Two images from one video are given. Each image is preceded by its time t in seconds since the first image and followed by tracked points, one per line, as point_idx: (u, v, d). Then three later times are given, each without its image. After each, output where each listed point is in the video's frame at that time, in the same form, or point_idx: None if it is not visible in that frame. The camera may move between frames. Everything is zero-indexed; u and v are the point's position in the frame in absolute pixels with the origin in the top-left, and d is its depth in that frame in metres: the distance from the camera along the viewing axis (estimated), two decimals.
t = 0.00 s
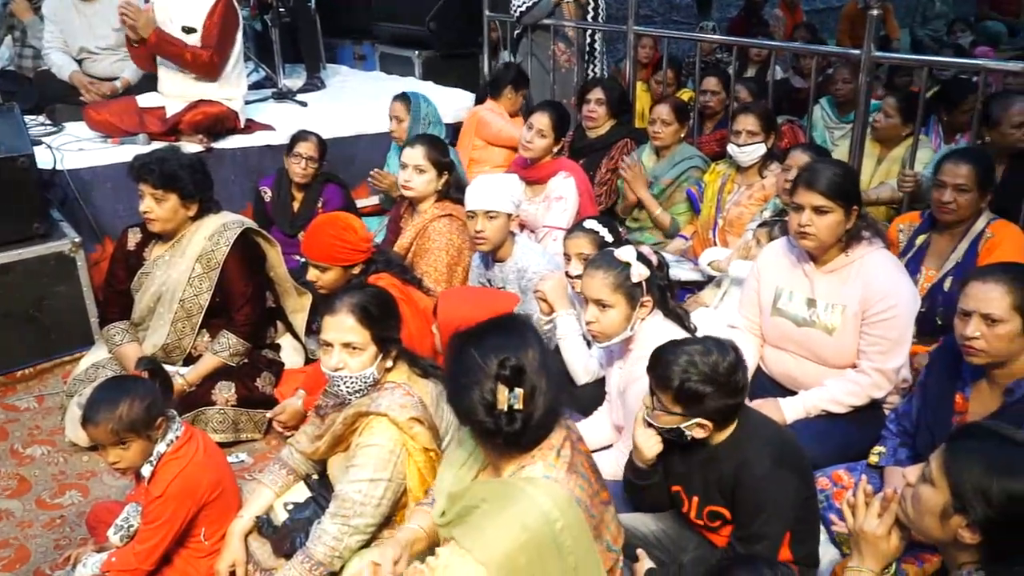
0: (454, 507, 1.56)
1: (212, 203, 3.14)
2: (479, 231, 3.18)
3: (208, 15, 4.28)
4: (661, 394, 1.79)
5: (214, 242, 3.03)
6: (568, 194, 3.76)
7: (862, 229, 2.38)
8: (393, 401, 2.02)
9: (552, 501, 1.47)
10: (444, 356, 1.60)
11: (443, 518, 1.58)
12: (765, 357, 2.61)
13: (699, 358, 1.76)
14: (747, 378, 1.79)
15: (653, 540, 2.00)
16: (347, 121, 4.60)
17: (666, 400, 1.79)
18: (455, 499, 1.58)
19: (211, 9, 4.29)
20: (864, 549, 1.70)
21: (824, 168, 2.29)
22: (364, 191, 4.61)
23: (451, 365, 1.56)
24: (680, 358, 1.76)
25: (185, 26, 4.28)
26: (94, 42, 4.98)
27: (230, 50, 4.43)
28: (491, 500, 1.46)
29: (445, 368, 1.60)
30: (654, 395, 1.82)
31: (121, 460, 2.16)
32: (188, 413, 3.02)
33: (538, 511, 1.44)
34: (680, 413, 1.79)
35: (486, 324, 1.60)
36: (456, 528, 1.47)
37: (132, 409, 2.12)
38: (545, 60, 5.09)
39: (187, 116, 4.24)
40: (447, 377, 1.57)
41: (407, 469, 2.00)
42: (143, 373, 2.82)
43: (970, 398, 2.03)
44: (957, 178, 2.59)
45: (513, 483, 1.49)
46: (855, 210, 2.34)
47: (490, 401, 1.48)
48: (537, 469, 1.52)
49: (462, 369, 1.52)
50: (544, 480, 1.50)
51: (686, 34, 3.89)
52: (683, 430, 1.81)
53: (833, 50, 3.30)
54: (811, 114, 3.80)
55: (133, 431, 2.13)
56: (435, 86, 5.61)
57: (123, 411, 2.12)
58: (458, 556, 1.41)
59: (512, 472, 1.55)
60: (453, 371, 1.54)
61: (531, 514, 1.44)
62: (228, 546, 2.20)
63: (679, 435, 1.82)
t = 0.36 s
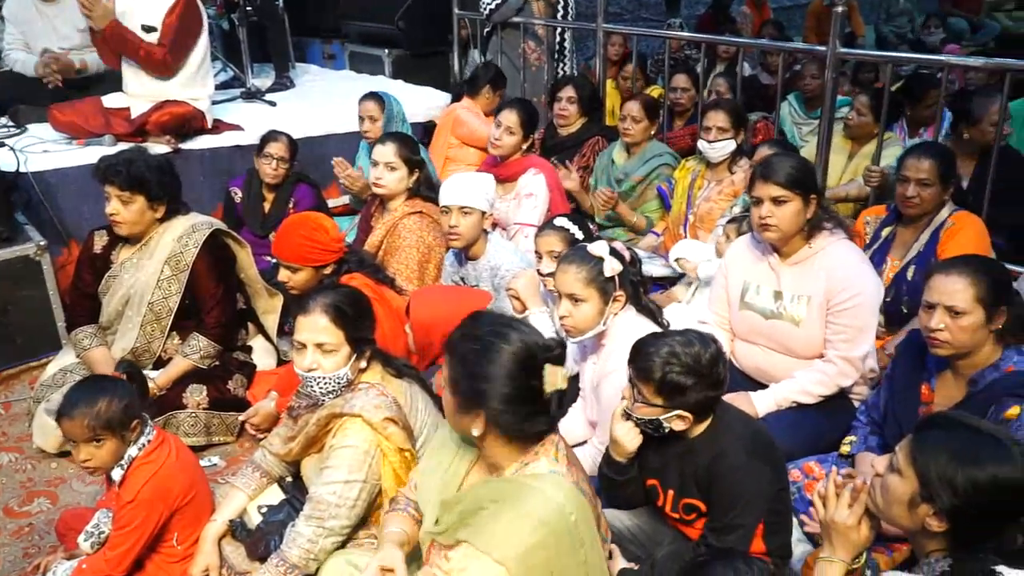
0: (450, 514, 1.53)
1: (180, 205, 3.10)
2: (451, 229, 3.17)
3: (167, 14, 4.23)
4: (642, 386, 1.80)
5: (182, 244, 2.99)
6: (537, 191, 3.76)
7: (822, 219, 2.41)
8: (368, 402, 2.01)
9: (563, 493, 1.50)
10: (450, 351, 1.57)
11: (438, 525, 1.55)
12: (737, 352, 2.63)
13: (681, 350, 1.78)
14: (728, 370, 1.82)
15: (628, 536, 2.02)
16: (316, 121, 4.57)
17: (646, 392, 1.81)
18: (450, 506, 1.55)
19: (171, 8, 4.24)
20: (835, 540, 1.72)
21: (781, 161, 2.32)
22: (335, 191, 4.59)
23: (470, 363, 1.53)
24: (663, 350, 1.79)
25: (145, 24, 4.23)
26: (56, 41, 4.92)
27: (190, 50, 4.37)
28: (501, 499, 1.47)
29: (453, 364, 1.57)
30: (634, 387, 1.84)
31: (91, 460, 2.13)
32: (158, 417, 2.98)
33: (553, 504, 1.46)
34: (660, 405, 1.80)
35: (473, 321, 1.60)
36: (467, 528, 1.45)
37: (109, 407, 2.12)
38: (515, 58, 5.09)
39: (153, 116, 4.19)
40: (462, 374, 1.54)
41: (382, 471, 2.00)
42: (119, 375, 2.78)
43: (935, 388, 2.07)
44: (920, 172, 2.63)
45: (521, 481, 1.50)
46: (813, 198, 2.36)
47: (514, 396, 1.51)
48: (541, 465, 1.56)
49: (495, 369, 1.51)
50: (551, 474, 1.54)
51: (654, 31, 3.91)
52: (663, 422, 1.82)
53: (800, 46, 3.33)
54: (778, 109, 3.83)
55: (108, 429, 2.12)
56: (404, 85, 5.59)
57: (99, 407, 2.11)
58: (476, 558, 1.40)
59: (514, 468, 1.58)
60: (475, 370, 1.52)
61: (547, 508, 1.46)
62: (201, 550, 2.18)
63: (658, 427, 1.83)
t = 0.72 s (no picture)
0: (448, 517, 1.57)
1: (151, 207, 3.06)
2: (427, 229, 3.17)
3: (136, 16, 4.18)
4: (619, 389, 1.80)
5: (154, 247, 2.95)
6: (513, 190, 3.77)
7: (796, 216, 2.44)
8: (345, 404, 2.00)
9: (560, 472, 1.55)
10: (461, 348, 1.58)
11: (437, 529, 1.58)
12: (713, 348, 2.65)
13: (650, 347, 1.79)
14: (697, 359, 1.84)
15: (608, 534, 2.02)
16: (291, 121, 4.55)
17: (624, 394, 1.80)
18: (445, 510, 1.59)
19: (140, 10, 4.18)
20: (810, 532, 1.73)
21: (756, 158, 2.33)
22: (309, 194, 4.51)
23: (496, 348, 1.59)
24: (633, 349, 1.79)
25: (114, 25, 4.18)
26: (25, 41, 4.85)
27: (162, 55, 4.33)
28: (500, 491, 1.51)
29: (472, 360, 1.58)
30: (610, 389, 1.83)
31: (65, 467, 2.11)
32: (133, 422, 2.95)
33: (550, 484, 1.50)
34: (638, 405, 1.80)
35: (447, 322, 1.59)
36: (474, 527, 1.49)
37: (84, 413, 2.10)
38: (490, 57, 5.09)
39: (123, 118, 4.17)
40: (493, 363, 1.58)
41: (361, 473, 1.98)
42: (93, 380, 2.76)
43: (907, 380, 2.09)
44: (890, 168, 2.67)
45: (516, 468, 1.54)
46: (788, 195, 2.38)
47: (528, 370, 1.63)
48: (533, 449, 1.61)
49: (516, 347, 1.62)
50: (544, 457, 1.59)
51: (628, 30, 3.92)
52: (645, 421, 1.82)
53: (772, 44, 3.36)
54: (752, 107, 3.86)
55: (83, 436, 2.10)
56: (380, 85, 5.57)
57: (75, 413, 2.09)
58: (492, 553, 1.44)
59: (506, 457, 1.61)
60: (502, 353, 1.59)
61: (548, 487, 1.50)
62: (178, 556, 2.16)
63: (642, 425, 1.83)
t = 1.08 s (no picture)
0: (421, 515, 1.57)
1: (125, 212, 3.03)
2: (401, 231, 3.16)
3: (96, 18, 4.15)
4: (618, 377, 1.82)
5: (126, 253, 2.92)
6: (488, 191, 3.76)
7: (776, 218, 2.45)
8: (321, 408, 1.99)
9: (530, 463, 1.55)
10: (444, 336, 1.59)
11: (409, 528, 1.58)
12: (688, 346, 2.66)
13: (627, 324, 1.85)
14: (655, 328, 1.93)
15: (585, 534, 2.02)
16: (263, 123, 4.52)
17: (622, 381, 1.82)
18: (417, 508, 1.58)
19: (99, 12, 4.15)
20: (785, 528, 1.75)
21: (736, 159, 2.34)
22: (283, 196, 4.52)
23: (478, 337, 1.61)
24: (612, 330, 1.84)
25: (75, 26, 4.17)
26: None
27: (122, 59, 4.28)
28: (471, 484, 1.51)
29: (454, 350, 1.58)
30: (600, 387, 1.85)
31: (34, 477, 2.07)
32: (105, 430, 2.91)
33: (521, 474, 1.51)
34: (637, 388, 1.82)
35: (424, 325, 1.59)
36: (448, 523, 1.49)
37: (51, 423, 2.07)
38: (462, 59, 5.09)
39: (90, 122, 4.09)
40: (475, 352, 1.59)
41: (337, 477, 1.97)
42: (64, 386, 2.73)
43: (879, 375, 2.11)
44: (857, 166, 2.70)
45: (486, 461, 1.54)
46: (768, 198, 2.40)
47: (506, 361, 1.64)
48: (502, 441, 1.60)
49: (493, 349, 1.62)
50: (512, 448, 1.59)
51: (599, 31, 3.93)
52: (644, 407, 1.84)
53: (742, 44, 3.38)
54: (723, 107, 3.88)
55: (51, 445, 2.07)
56: (352, 87, 5.55)
57: (42, 424, 2.06)
58: (466, 545, 1.46)
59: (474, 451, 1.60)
60: (484, 342, 1.60)
61: (519, 477, 1.51)
62: (153, 566, 2.14)
63: (642, 413, 1.84)
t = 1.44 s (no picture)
0: (395, 516, 1.55)
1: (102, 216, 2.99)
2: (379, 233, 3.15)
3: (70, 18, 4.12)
4: (599, 370, 1.82)
5: (101, 258, 2.88)
6: (465, 193, 3.76)
7: (745, 215, 2.48)
8: (302, 413, 1.98)
9: (504, 461, 1.55)
10: (421, 341, 1.59)
11: (385, 529, 1.56)
12: (666, 346, 2.66)
13: (612, 320, 1.86)
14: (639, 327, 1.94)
15: (565, 535, 2.03)
16: (238, 125, 4.50)
17: (604, 374, 1.82)
18: (392, 509, 1.57)
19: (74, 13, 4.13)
20: (763, 526, 1.76)
21: (706, 159, 2.36)
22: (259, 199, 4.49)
23: (454, 340, 1.61)
24: (596, 325, 1.85)
25: (50, 29, 4.15)
26: None
27: (98, 61, 4.24)
28: (445, 484, 1.51)
29: (431, 353, 1.58)
30: (582, 380, 1.85)
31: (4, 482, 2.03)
32: (81, 437, 2.88)
33: (495, 471, 1.51)
34: (619, 381, 1.82)
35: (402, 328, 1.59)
36: (424, 524, 1.50)
37: (22, 426, 2.03)
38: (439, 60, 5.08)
39: (63, 126, 4.08)
40: (452, 354, 1.59)
41: (318, 482, 1.96)
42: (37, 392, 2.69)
43: (854, 373, 2.14)
44: (830, 163, 2.73)
45: (460, 461, 1.54)
46: (738, 195, 2.42)
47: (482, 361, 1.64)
48: (475, 441, 1.60)
49: (470, 352, 1.62)
50: (485, 446, 1.59)
51: (575, 32, 3.94)
52: (624, 403, 1.84)
53: (718, 44, 3.41)
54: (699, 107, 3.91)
55: (23, 450, 2.03)
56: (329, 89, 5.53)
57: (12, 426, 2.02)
58: (443, 546, 1.46)
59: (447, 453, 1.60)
60: (458, 346, 1.60)
61: (493, 474, 1.51)
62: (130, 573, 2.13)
63: (620, 407, 1.84)
